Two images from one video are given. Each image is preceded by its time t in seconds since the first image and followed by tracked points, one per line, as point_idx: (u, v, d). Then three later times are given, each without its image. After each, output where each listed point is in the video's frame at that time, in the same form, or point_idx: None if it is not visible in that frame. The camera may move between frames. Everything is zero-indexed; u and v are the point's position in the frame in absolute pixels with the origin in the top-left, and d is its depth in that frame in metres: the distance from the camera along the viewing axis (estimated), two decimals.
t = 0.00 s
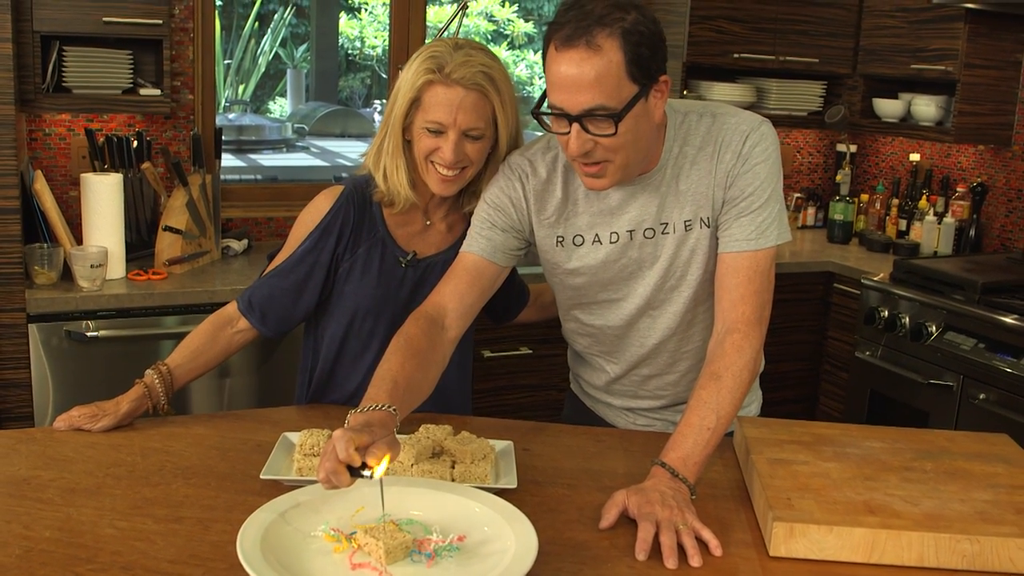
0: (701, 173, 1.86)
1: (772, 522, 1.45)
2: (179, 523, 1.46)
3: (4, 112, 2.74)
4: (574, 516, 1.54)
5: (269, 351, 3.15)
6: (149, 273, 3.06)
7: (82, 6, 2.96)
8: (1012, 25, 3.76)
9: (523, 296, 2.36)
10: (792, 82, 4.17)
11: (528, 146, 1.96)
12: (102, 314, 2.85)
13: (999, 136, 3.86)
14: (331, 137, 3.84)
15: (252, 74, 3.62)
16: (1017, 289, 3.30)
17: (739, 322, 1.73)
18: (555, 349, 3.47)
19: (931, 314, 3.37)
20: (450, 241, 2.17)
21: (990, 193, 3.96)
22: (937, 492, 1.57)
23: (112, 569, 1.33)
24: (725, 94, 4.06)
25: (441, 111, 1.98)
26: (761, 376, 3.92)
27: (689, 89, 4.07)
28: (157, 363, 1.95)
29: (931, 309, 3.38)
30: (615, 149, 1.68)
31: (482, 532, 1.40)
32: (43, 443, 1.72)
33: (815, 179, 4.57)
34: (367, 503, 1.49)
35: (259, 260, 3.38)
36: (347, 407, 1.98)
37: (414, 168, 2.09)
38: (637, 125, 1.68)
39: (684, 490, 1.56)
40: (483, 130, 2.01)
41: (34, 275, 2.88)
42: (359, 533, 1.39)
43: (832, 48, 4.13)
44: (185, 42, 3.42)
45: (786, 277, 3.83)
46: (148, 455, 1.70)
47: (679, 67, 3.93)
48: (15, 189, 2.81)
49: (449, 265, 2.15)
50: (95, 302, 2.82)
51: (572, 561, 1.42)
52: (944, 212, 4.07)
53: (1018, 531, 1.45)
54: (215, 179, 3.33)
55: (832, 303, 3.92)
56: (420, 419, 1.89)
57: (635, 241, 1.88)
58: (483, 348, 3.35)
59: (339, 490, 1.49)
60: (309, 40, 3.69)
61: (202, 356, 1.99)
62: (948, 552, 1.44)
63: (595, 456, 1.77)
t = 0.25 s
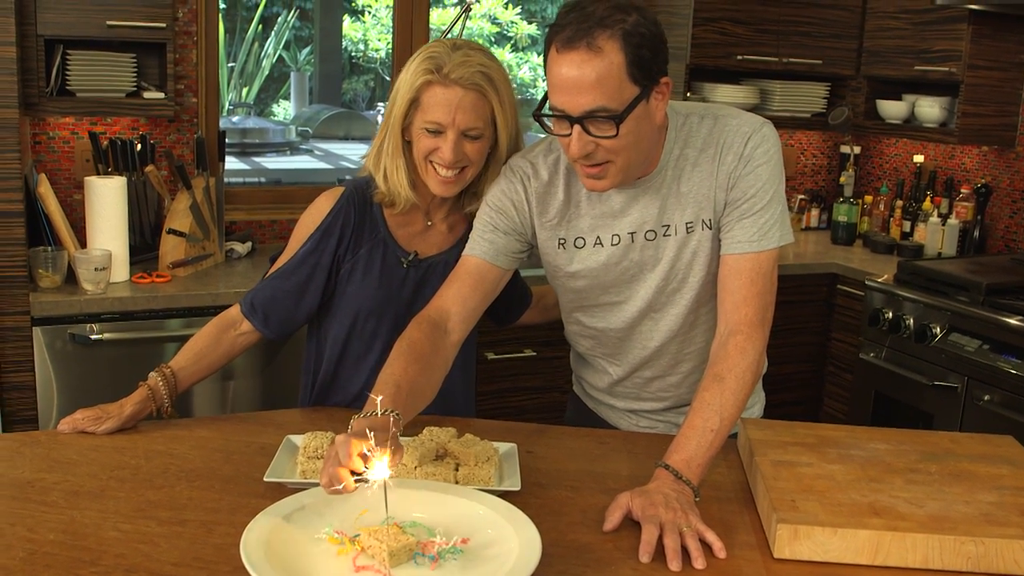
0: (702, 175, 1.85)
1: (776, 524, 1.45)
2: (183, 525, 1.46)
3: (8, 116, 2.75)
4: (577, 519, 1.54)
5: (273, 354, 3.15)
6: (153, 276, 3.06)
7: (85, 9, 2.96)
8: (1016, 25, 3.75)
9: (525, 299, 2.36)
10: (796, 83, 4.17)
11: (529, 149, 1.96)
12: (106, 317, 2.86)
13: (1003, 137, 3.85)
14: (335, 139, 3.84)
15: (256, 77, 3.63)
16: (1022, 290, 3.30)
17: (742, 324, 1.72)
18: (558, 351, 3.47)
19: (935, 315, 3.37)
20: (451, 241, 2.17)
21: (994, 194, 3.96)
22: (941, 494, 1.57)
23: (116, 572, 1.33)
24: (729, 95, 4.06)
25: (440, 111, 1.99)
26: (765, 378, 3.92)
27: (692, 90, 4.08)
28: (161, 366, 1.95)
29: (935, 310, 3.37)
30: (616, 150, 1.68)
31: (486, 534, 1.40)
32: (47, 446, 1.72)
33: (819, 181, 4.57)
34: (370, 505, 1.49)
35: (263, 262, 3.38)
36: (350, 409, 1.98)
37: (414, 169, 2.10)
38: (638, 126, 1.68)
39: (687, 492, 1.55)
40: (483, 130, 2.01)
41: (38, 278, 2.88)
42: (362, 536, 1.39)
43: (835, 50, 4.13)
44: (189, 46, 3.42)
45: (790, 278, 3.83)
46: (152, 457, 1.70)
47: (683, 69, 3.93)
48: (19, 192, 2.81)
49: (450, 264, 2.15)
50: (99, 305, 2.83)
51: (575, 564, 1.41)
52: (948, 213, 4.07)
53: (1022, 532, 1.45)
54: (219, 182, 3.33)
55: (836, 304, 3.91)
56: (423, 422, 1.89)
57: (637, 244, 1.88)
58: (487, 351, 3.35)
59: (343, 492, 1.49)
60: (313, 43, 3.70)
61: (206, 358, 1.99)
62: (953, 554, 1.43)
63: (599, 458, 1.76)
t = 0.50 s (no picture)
0: (700, 172, 1.85)
1: (775, 521, 1.45)
2: (181, 522, 1.46)
3: (6, 113, 2.75)
4: (576, 516, 1.54)
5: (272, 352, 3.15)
6: (152, 273, 3.06)
7: (84, 7, 2.96)
8: (1016, 22, 3.74)
9: (523, 295, 2.36)
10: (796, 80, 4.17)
11: (526, 146, 1.96)
12: (106, 315, 2.86)
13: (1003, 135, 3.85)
14: (335, 137, 3.84)
15: (256, 74, 3.62)
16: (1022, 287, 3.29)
17: (740, 321, 1.72)
18: (558, 348, 3.47)
19: (935, 312, 3.37)
20: (445, 232, 2.22)
21: (994, 191, 3.95)
22: (940, 491, 1.57)
23: (114, 569, 1.33)
24: (728, 92, 4.06)
25: (436, 103, 2.06)
26: (765, 375, 3.92)
27: (692, 87, 4.07)
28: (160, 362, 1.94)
29: (935, 307, 3.37)
30: (615, 148, 1.68)
31: (484, 531, 1.40)
32: (45, 443, 1.73)
33: (819, 178, 4.57)
34: (368, 501, 1.49)
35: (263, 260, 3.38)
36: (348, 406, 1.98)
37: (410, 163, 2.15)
38: (636, 124, 1.68)
39: (686, 490, 1.55)
40: (477, 121, 2.09)
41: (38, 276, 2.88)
42: (360, 533, 1.38)
43: (835, 47, 4.13)
44: (188, 43, 3.41)
45: (790, 276, 3.83)
46: (151, 455, 1.70)
47: (682, 66, 3.93)
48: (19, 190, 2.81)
49: (444, 254, 2.19)
50: (98, 303, 2.83)
51: (574, 561, 1.41)
52: (948, 210, 4.09)
53: (1021, 529, 1.45)
54: (219, 180, 3.33)
55: (836, 301, 3.91)
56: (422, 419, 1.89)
57: (633, 241, 1.88)
58: (487, 348, 3.35)
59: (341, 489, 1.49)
60: (313, 40, 3.70)
61: (205, 352, 1.97)
62: (952, 551, 1.43)
63: (597, 455, 1.76)
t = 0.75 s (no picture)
0: (708, 169, 1.84)
1: (774, 521, 1.45)
2: (180, 521, 1.46)
3: (7, 112, 2.75)
4: (575, 515, 1.54)
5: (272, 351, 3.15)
6: (153, 272, 3.06)
7: (85, 6, 2.96)
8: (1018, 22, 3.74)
9: (524, 282, 2.36)
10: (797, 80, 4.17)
11: (537, 133, 1.95)
12: (106, 313, 2.86)
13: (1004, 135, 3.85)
14: (337, 136, 3.84)
15: (257, 73, 3.63)
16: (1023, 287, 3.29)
17: (744, 321, 1.71)
18: (558, 347, 3.47)
19: (936, 312, 3.36)
20: (435, 215, 2.21)
21: (995, 191, 3.95)
22: (940, 491, 1.57)
23: (113, 567, 1.33)
24: (730, 92, 4.06)
25: (433, 99, 2.08)
26: (765, 374, 3.92)
27: (693, 87, 4.07)
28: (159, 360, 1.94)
29: (936, 307, 3.36)
30: (625, 137, 1.67)
31: (483, 530, 1.40)
32: (45, 441, 1.73)
33: (820, 177, 4.57)
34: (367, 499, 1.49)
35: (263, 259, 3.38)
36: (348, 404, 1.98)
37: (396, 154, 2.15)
38: (647, 113, 1.67)
39: (685, 489, 1.55)
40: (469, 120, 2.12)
41: (38, 274, 2.88)
42: (359, 531, 1.38)
43: (837, 46, 4.12)
44: (189, 42, 3.42)
45: (791, 275, 3.83)
46: (151, 453, 1.70)
47: (683, 65, 3.93)
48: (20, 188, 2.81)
49: (435, 238, 2.18)
50: (99, 301, 2.83)
51: (573, 560, 1.41)
52: (949, 210, 4.06)
53: (1020, 529, 1.45)
54: (220, 179, 3.33)
55: (836, 301, 3.91)
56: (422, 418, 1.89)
57: (638, 232, 1.88)
58: (487, 347, 3.36)
59: (339, 487, 1.48)
60: (314, 39, 3.70)
61: (202, 350, 1.97)
62: (951, 551, 1.43)
63: (597, 454, 1.76)
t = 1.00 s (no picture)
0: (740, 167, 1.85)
1: (775, 524, 1.45)
2: (181, 520, 1.46)
3: (12, 111, 2.76)
4: (576, 516, 1.54)
5: (275, 351, 3.15)
6: (156, 272, 3.07)
7: (91, 5, 2.97)
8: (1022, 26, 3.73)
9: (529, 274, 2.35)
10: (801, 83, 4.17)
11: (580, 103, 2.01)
12: (109, 313, 2.86)
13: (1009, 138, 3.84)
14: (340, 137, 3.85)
15: (262, 74, 3.63)
16: None
17: (774, 328, 1.72)
18: (561, 349, 3.47)
19: (940, 316, 3.36)
20: (426, 206, 2.18)
21: (1000, 195, 3.95)
22: (941, 494, 1.57)
23: (114, 566, 1.34)
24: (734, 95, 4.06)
25: (413, 88, 2.08)
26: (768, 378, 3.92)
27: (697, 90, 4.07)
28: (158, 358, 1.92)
29: (940, 311, 3.36)
30: (662, 96, 1.71)
31: (483, 530, 1.41)
32: (47, 440, 1.73)
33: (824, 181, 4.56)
34: (367, 499, 1.49)
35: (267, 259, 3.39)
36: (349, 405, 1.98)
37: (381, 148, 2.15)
38: (686, 75, 1.71)
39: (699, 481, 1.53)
40: (450, 109, 2.12)
41: (42, 273, 2.89)
42: (360, 531, 1.38)
43: (841, 49, 4.12)
44: (194, 42, 3.45)
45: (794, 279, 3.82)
46: (153, 452, 1.71)
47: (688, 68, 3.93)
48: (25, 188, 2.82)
49: (428, 229, 2.15)
50: (102, 301, 2.83)
51: (573, 561, 1.41)
52: (953, 214, 4.05)
53: (1021, 533, 1.44)
54: (223, 179, 3.33)
55: (840, 305, 3.91)
56: (423, 419, 1.89)
57: (659, 211, 1.90)
58: (490, 348, 3.36)
59: (340, 487, 1.48)
60: (319, 40, 3.70)
61: (202, 348, 1.95)
62: (952, 554, 1.43)
63: (598, 456, 1.76)
